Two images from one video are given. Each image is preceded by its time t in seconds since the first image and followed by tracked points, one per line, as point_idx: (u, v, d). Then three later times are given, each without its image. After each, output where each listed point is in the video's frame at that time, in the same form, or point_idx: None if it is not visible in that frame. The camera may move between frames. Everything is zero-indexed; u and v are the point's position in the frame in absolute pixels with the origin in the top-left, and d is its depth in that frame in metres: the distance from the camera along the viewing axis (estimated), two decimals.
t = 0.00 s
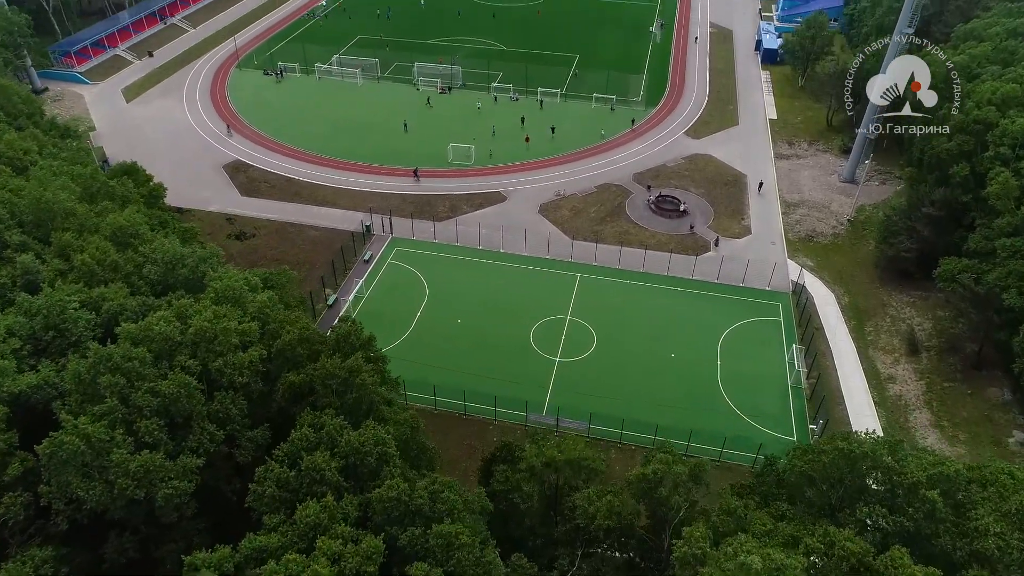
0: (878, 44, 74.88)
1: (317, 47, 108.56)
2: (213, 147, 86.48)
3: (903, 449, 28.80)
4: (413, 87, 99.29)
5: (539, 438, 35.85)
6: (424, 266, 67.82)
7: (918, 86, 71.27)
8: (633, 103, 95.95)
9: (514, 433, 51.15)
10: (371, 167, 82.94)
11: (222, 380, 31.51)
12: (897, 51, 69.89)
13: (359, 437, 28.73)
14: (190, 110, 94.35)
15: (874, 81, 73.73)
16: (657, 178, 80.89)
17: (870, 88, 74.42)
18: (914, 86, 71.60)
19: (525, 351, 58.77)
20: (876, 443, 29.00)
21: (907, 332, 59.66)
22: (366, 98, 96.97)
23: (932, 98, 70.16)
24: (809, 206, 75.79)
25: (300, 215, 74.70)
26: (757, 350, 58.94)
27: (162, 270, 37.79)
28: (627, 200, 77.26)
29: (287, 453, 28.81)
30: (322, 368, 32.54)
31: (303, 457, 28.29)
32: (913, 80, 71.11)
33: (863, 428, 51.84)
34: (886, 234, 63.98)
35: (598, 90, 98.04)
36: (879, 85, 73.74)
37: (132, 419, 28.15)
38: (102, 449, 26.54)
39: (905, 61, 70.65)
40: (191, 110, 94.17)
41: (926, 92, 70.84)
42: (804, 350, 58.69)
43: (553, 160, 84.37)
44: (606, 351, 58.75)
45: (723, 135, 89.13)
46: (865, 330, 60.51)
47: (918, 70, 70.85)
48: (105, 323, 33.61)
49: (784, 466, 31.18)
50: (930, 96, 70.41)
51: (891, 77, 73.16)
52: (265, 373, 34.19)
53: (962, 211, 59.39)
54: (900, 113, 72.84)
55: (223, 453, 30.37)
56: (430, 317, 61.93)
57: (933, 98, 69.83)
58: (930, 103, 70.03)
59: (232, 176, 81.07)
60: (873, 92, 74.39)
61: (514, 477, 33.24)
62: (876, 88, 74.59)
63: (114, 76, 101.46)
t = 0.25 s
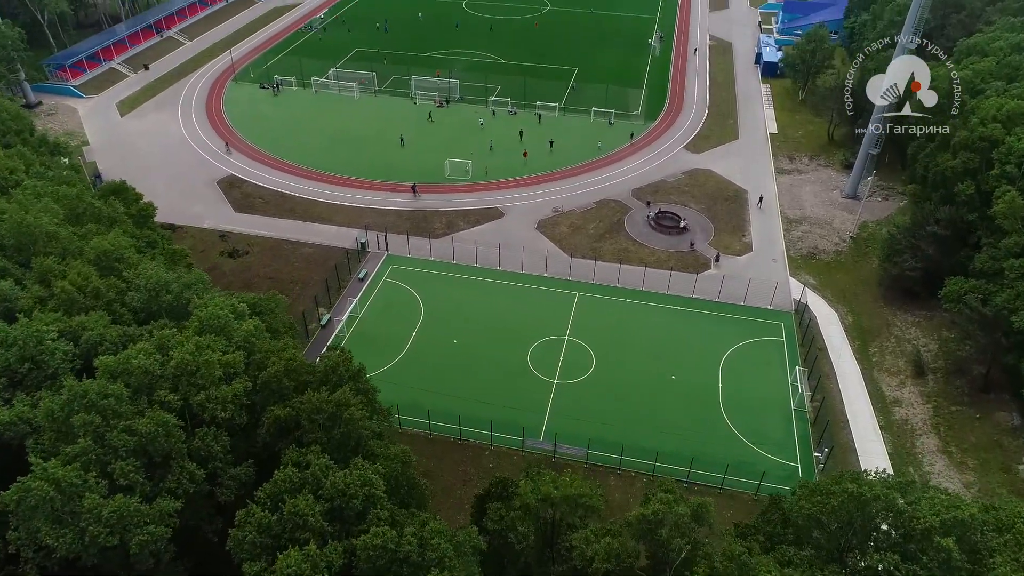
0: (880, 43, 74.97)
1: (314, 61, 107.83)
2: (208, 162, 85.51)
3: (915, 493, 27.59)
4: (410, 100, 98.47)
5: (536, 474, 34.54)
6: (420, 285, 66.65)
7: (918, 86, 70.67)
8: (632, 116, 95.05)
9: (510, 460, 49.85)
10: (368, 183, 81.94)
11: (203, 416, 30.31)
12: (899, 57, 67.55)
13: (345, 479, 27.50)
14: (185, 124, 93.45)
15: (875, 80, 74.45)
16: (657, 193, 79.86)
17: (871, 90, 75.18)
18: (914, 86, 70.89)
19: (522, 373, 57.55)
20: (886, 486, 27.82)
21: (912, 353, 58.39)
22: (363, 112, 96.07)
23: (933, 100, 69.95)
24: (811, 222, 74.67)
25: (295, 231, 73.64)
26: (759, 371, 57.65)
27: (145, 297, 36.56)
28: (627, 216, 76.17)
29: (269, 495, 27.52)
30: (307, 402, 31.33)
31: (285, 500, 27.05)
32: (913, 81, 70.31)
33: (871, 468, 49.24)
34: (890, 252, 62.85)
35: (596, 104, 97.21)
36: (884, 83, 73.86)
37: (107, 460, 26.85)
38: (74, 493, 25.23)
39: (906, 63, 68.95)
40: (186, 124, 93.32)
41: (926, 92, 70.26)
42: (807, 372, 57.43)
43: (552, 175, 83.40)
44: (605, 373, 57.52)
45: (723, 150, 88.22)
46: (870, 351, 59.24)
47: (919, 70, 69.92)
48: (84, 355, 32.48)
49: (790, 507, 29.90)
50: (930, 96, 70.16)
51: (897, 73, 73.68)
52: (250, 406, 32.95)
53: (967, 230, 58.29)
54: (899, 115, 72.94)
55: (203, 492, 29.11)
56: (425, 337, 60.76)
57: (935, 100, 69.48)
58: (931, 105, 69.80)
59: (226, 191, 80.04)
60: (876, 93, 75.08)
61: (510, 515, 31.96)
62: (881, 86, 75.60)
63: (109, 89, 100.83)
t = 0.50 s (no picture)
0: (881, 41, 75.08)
1: (310, 74, 107.03)
2: (201, 177, 84.49)
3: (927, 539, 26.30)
4: (407, 114, 97.62)
5: (532, 510, 33.19)
6: (415, 303, 65.44)
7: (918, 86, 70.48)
8: (630, 130, 94.13)
9: (506, 487, 48.48)
10: (363, 198, 80.89)
11: (182, 454, 29.01)
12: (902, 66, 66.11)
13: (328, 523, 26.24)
14: (179, 138, 92.50)
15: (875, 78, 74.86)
16: (656, 209, 78.81)
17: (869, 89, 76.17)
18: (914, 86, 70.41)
19: (519, 395, 56.25)
20: (897, 531, 26.62)
21: (918, 374, 57.10)
22: (359, 125, 95.16)
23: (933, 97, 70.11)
24: (813, 239, 73.57)
25: (289, 248, 72.51)
26: (761, 394, 56.36)
27: (126, 325, 35.36)
28: (626, 232, 75.07)
29: (248, 541, 26.19)
30: (292, 438, 30.10)
31: (266, 546, 25.76)
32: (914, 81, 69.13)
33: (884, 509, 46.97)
34: (894, 271, 61.71)
35: (595, 118, 96.33)
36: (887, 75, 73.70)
37: (78, 504, 25.51)
38: (41, 542, 23.87)
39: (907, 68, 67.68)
40: (180, 138, 92.36)
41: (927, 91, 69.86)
42: (810, 394, 56.12)
43: (550, 190, 82.39)
44: (603, 396, 56.23)
45: (723, 164, 87.24)
46: (874, 372, 57.96)
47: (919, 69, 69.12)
48: (60, 388, 31.19)
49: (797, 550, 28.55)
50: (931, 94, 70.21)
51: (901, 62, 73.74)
52: (233, 441, 31.65)
53: (973, 249, 57.21)
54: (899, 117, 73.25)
55: (181, 536, 27.79)
56: (420, 358, 59.50)
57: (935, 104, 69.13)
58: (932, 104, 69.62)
59: (219, 207, 78.96)
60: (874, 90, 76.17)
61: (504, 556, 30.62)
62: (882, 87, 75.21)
63: (103, 102, 99.95)
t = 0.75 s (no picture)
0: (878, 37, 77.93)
1: (306, 87, 106.21)
2: (194, 192, 83.40)
3: None
4: (403, 128, 96.71)
5: (525, 550, 31.76)
6: (409, 323, 64.16)
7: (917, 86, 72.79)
8: (629, 144, 93.15)
9: (500, 517, 46.99)
10: (359, 213, 79.79)
11: (158, 496, 27.63)
12: (911, 68, 63.86)
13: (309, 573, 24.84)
14: (173, 152, 91.48)
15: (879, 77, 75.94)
16: (655, 225, 77.67)
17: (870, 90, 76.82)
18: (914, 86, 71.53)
19: (515, 419, 54.85)
20: None
21: (923, 397, 55.74)
22: (355, 140, 94.18)
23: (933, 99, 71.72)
24: (814, 255, 72.40)
25: (282, 265, 71.30)
26: (763, 417, 54.96)
27: (105, 355, 34.09)
28: (624, 249, 73.90)
29: None
30: (274, 477, 28.75)
31: None
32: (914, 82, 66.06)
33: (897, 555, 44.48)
34: (897, 290, 60.48)
35: (593, 131, 95.35)
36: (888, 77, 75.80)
37: (44, 553, 24.06)
38: None
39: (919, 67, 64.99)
40: (174, 153, 91.34)
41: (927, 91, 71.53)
42: (814, 418, 54.71)
43: (548, 205, 81.34)
44: (602, 419, 54.82)
45: (722, 179, 86.20)
46: (879, 395, 56.58)
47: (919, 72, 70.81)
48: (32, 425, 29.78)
49: None
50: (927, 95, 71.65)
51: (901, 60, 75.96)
52: (213, 479, 30.35)
53: (979, 268, 56.04)
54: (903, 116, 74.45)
55: None
56: (414, 380, 58.15)
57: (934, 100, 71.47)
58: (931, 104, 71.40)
59: (211, 223, 77.82)
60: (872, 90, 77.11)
61: None
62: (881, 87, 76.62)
63: (97, 116, 99.04)
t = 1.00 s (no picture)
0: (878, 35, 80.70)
1: (302, 100, 105.32)
2: (186, 207, 82.30)
3: None
4: (400, 141, 95.75)
5: None
6: (404, 342, 62.87)
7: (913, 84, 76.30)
8: (627, 158, 92.15)
9: (494, 547, 45.45)
10: (353, 229, 78.64)
11: (131, 542, 26.24)
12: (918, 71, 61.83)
13: None
14: (167, 167, 90.46)
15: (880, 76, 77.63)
16: (654, 241, 76.51)
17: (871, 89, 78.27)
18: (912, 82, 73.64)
19: (511, 444, 53.40)
20: None
21: (930, 421, 54.31)
22: (351, 153, 93.16)
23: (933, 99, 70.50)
24: (816, 272, 71.19)
25: (274, 283, 70.08)
26: (765, 441, 53.55)
27: (81, 388, 32.76)
28: (623, 266, 72.68)
29: None
30: (253, 520, 27.40)
31: None
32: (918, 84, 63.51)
33: None
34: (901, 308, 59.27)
35: (591, 145, 94.35)
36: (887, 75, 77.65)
37: None
38: None
39: (926, 71, 61.65)
40: (167, 167, 90.30)
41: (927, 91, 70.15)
42: (818, 442, 53.28)
43: (545, 220, 80.21)
44: (599, 443, 53.39)
45: (722, 193, 85.13)
46: (884, 418, 55.17)
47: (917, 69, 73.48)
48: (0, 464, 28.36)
49: None
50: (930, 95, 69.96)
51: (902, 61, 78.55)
52: (190, 520, 29.01)
53: (985, 287, 54.80)
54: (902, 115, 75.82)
55: None
56: (408, 402, 56.81)
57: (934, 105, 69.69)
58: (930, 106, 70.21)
59: (203, 239, 76.65)
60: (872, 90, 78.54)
61: None
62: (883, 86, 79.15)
63: (90, 129, 98.14)
